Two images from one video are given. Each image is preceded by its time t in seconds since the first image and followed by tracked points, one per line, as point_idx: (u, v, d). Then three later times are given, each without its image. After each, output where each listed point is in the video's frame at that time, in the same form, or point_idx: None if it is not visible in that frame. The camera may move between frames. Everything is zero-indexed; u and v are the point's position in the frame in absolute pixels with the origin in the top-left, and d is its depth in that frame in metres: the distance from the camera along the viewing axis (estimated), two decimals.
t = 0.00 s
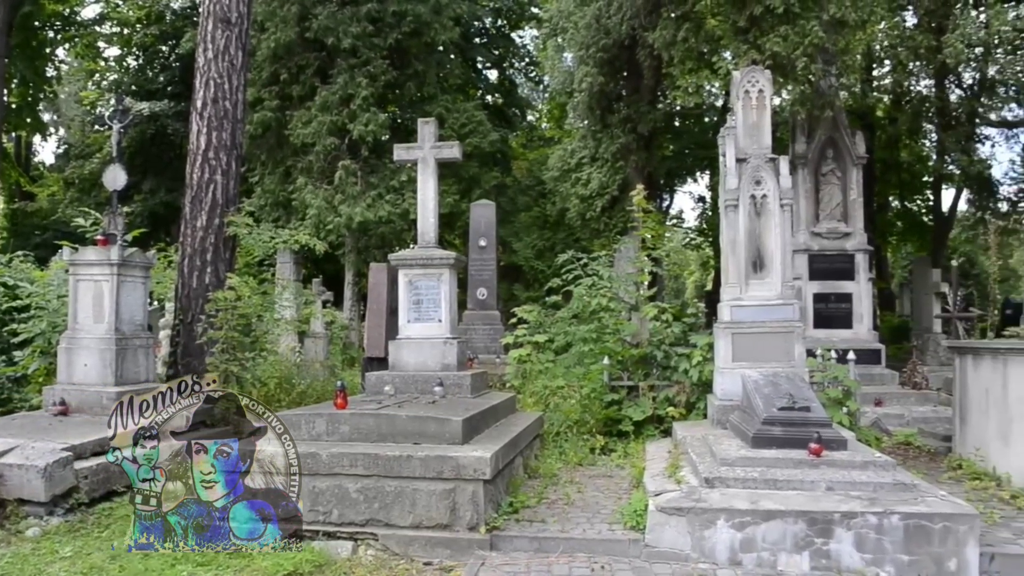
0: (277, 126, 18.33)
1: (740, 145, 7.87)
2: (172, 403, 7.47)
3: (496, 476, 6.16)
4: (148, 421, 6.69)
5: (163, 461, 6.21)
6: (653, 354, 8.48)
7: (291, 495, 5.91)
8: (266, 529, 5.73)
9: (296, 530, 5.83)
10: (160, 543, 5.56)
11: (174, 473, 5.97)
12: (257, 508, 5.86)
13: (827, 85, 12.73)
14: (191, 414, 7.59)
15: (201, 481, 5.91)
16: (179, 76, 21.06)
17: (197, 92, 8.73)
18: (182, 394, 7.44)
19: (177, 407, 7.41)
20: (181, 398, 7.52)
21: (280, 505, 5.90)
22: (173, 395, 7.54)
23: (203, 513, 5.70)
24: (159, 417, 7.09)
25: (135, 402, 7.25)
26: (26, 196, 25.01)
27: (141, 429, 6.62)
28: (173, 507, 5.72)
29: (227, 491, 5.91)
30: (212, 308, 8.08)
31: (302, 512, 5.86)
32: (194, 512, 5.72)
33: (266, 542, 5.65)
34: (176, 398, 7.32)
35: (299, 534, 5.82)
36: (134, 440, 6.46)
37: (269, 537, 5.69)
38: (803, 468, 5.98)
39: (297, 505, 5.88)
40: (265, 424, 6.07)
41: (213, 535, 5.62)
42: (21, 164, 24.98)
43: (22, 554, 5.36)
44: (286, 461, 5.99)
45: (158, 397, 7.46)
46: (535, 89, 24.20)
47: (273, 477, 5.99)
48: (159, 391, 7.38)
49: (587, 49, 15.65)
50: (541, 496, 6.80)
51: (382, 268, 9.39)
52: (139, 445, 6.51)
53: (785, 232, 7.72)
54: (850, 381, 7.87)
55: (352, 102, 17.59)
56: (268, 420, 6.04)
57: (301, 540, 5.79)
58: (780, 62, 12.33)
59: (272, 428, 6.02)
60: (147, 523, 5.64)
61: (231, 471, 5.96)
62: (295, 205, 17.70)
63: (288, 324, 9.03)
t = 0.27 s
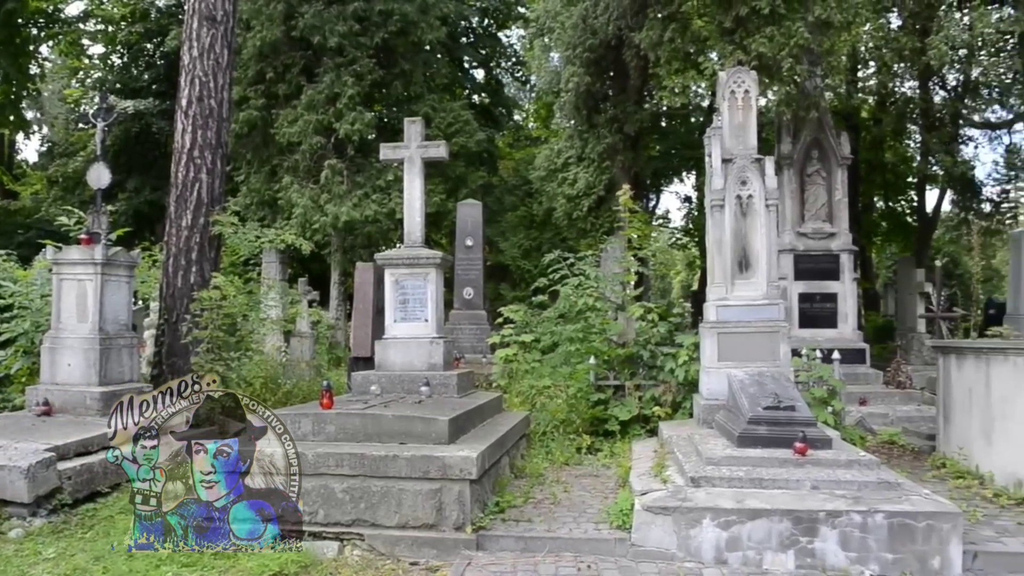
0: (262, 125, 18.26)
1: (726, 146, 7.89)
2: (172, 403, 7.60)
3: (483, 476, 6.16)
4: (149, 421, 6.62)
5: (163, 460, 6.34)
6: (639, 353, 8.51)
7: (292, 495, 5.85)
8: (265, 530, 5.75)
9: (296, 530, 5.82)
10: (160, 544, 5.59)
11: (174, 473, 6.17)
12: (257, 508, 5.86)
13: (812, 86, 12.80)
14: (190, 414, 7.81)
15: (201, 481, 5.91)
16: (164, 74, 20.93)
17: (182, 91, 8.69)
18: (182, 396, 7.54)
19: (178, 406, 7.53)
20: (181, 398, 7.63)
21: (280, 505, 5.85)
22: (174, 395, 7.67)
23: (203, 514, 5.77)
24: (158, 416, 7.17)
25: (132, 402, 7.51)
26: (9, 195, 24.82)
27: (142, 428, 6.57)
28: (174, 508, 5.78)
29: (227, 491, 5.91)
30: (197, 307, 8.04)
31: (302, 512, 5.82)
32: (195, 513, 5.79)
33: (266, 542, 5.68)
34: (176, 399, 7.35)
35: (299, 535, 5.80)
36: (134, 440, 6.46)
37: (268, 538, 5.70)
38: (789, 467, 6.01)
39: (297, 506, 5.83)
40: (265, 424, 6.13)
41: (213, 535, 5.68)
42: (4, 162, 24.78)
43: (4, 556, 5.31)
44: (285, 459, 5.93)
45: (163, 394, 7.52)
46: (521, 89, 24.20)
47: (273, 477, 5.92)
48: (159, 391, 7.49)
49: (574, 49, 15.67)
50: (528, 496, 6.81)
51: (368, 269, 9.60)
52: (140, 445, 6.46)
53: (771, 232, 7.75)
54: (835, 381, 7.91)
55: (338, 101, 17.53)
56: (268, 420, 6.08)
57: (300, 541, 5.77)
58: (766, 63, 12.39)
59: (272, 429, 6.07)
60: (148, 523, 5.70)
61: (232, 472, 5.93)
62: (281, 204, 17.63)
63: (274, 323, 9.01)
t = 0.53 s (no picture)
0: (251, 124, 18.21)
1: (714, 147, 7.89)
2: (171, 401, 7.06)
3: (471, 476, 6.16)
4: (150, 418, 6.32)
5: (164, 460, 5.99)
6: (627, 353, 8.53)
7: (292, 495, 5.80)
8: (265, 529, 5.68)
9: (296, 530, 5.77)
10: (160, 544, 5.43)
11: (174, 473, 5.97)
12: (257, 508, 5.80)
13: (800, 87, 12.86)
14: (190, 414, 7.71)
15: (201, 481, 5.78)
16: (152, 73, 20.81)
17: (169, 89, 8.65)
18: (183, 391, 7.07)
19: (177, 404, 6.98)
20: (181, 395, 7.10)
21: (281, 505, 5.80)
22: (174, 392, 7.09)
23: (203, 513, 5.65)
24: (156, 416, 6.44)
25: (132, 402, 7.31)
26: None
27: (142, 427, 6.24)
28: (173, 507, 5.63)
29: (227, 491, 5.81)
30: (184, 307, 8.03)
31: (302, 513, 5.78)
32: (195, 514, 5.66)
33: (266, 542, 5.63)
34: (177, 394, 6.88)
35: (299, 535, 5.75)
36: (134, 440, 6.01)
37: (268, 539, 5.65)
38: (776, 467, 6.03)
39: (297, 506, 5.79)
40: (265, 424, 6.10)
41: (212, 535, 5.57)
42: None
43: None
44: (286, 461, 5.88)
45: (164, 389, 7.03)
46: (510, 89, 24.20)
47: (273, 477, 5.87)
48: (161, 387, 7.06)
49: (563, 49, 15.67)
50: (516, 496, 6.81)
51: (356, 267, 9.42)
52: (138, 445, 6.09)
53: (759, 232, 7.76)
54: (822, 380, 7.95)
55: (327, 101, 17.49)
56: (268, 420, 6.05)
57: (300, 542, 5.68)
58: (754, 64, 12.44)
59: (272, 428, 6.04)
60: (147, 524, 5.52)
61: (233, 472, 5.82)
62: (269, 203, 17.58)
63: (261, 323, 9.01)
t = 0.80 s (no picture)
0: (235, 122, 18.13)
1: (699, 147, 7.90)
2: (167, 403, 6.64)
3: (456, 476, 6.16)
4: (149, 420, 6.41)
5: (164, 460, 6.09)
6: (612, 353, 8.56)
7: (292, 494, 5.77)
8: (266, 529, 5.68)
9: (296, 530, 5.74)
10: (160, 544, 5.43)
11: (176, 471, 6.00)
12: (257, 507, 5.78)
13: (784, 87, 12.92)
14: (190, 415, 7.89)
15: (201, 482, 5.82)
16: (135, 71, 20.72)
17: (153, 87, 8.61)
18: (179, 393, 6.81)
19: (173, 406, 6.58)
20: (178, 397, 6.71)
21: (281, 505, 5.77)
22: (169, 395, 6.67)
23: (203, 513, 5.67)
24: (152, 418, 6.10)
25: (131, 402, 7.58)
26: None
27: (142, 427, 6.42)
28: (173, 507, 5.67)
29: (227, 490, 5.82)
30: (167, 307, 8.01)
31: (302, 513, 5.75)
32: (195, 513, 5.68)
33: (266, 541, 5.62)
34: (173, 396, 6.63)
35: (298, 535, 5.71)
36: (133, 440, 6.25)
37: (269, 539, 5.64)
38: (760, 466, 6.05)
39: (297, 506, 5.76)
40: (264, 424, 6.05)
41: (213, 535, 5.58)
42: None
43: None
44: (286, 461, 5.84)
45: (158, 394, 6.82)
46: (496, 89, 24.19)
47: (273, 478, 5.83)
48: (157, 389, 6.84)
49: (548, 49, 15.67)
50: (501, 495, 6.81)
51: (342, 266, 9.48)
52: (139, 445, 6.29)
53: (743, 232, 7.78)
54: (806, 380, 7.99)
55: (311, 100, 17.42)
56: (268, 420, 6.00)
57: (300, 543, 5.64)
58: (739, 65, 12.50)
59: (272, 428, 5.98)
60: (147, 523, 5.54)
61: (232, 472, 5.83)
62: (253, 202, 17.50)
63: (246, 322, 9.01)
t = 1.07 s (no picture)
0: (219, 121, 18.04)
1: (684, 147, 7.92)
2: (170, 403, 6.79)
3: (441, 476, 6.15)
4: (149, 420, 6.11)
5: (165, 460, 5.88)
6: (597, 353, 8.59)
7: (292, 494, 5.72)
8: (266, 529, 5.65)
9: (296, 530, 5.69)
10: (160, 544, 5.42)
11: (174, 472, 5.80)
12: (257, 507, 5.71)
13: (769, 88, 12.98)
14: (190, 416, 7.76)
15: (200, 481, 5.76)
16: (118, 69, 20.59)
17: (136, 85, 8.57)
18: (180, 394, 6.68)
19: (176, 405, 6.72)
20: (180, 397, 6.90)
21: (281, 505, 5.72)
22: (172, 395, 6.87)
23: (203, 513, 5.64)
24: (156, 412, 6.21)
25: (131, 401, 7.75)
26: None
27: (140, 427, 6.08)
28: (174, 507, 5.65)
29: (227, 491, 5.75)
30: (150, 307, 7.98)
31: (302, 513, 5.71)
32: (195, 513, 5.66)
33: (266, 542, 5.58)
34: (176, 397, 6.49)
35: (299, 535, 5.67)
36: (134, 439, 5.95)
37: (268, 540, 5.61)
38: (744, 465, 6.08)
39: (297, 506, 5.72)
40: (265, 423, 5.99)
41: (212, 536, 5.58)
42: None
43: None
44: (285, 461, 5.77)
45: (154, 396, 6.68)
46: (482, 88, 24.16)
47: (273, 477, 5.75)
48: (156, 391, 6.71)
49: (534, 49, 15.67)
50: (486, 495, 6.81)
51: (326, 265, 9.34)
52: (139, 445, 6.00)
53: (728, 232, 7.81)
54: (789, 379, 8.02)
55: (296, 98, 17.37)
56: (268, 420, 5.95)
57: (301, 543, 5.62)
58: (723, 65, 12.57)
59: (272, 428, 5.91)
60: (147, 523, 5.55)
61: (232, 472, 5.75)
62: (237, 201, 17.42)
63: (229, 322, 9.03)
